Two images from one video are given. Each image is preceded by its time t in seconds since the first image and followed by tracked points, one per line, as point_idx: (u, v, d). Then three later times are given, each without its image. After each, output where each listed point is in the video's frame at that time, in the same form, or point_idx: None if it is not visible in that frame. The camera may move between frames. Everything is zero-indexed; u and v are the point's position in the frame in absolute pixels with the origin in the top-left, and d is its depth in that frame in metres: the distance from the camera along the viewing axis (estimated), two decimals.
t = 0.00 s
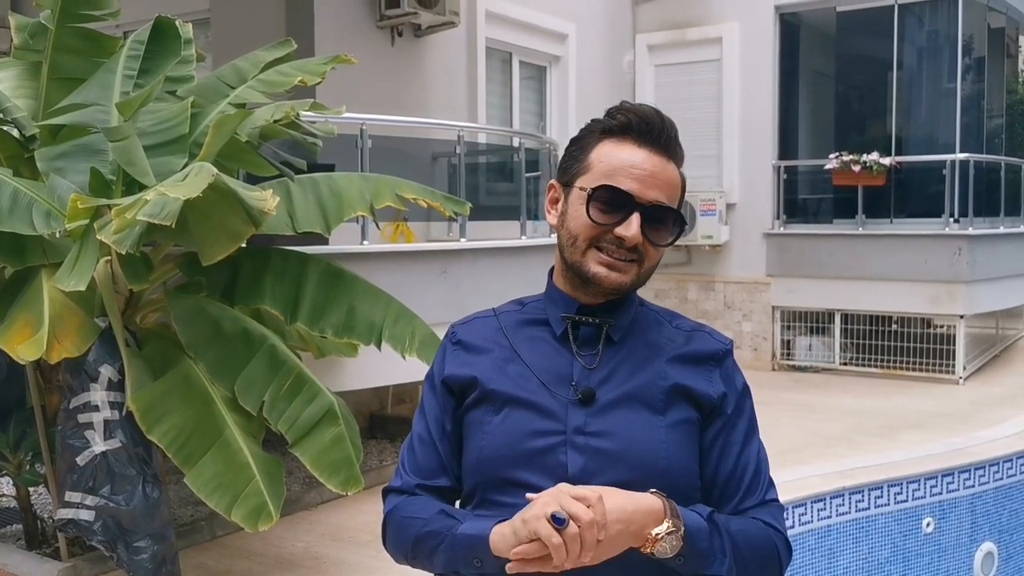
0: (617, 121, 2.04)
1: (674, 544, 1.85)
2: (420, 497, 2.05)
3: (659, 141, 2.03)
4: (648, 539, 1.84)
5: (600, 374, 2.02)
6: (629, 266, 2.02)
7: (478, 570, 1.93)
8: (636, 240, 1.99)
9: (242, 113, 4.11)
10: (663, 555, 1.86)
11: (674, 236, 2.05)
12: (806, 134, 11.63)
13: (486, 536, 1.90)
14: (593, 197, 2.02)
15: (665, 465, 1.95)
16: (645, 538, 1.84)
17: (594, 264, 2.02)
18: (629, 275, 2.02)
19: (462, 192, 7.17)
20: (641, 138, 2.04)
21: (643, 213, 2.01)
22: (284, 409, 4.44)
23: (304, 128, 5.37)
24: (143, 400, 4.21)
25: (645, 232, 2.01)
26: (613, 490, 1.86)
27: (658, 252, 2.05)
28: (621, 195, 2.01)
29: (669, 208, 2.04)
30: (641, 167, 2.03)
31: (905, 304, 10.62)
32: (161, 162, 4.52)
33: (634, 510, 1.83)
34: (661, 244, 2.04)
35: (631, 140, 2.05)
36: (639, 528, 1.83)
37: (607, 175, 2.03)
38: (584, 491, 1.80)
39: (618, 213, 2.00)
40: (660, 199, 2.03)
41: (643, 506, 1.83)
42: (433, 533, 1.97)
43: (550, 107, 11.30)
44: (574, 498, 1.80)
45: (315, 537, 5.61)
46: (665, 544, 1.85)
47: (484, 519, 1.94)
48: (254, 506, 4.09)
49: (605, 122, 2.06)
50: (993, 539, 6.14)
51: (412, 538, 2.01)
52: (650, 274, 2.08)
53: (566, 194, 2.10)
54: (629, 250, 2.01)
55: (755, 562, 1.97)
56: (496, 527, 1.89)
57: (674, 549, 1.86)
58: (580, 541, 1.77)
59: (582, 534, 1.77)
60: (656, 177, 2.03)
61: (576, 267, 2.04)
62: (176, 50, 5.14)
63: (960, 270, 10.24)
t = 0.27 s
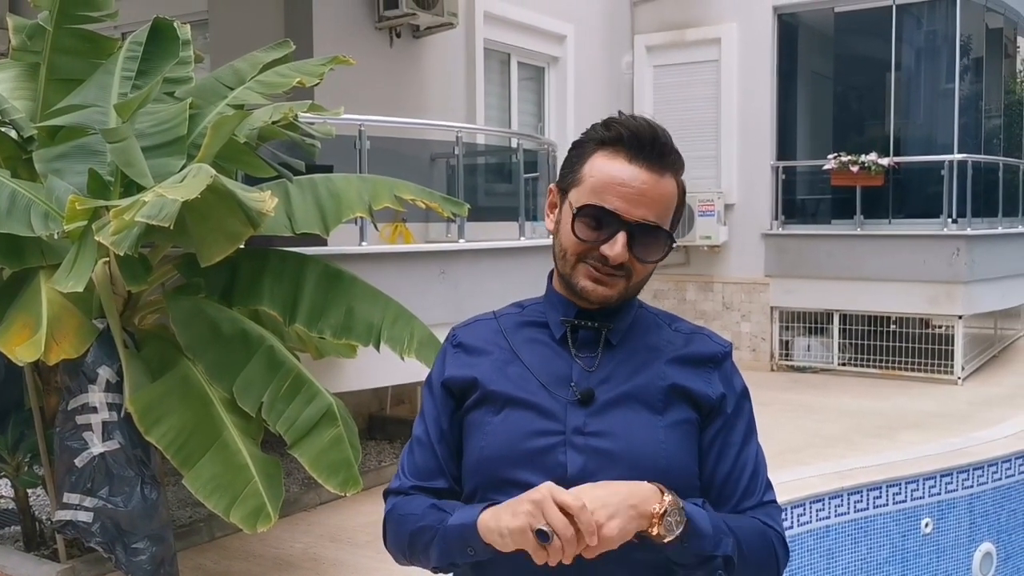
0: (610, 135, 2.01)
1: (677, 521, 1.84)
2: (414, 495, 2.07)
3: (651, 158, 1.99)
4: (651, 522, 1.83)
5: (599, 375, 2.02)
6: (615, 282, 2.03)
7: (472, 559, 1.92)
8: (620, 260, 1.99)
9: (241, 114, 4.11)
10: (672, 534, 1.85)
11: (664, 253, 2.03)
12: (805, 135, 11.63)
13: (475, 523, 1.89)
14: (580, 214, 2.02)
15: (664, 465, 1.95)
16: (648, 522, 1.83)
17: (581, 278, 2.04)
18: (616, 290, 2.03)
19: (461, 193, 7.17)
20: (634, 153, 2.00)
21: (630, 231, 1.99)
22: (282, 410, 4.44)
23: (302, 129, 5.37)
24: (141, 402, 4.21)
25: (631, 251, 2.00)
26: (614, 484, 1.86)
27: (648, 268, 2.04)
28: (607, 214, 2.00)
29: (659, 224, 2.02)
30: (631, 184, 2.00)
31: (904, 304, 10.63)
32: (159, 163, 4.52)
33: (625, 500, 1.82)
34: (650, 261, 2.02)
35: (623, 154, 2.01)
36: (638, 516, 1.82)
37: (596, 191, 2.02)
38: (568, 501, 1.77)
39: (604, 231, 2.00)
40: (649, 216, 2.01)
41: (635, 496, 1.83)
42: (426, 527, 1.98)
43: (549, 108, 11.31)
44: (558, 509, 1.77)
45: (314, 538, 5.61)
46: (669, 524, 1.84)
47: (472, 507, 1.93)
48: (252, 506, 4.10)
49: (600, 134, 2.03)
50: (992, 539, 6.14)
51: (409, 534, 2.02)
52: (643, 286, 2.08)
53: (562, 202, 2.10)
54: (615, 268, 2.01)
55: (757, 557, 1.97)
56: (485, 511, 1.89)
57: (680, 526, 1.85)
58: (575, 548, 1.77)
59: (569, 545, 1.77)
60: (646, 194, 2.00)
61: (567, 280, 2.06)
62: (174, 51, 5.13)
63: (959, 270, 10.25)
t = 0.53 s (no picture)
0: (605, 121, 2.05)
1: (677, 512, 1.83)
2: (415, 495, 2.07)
3: (646, 138, 2.02)
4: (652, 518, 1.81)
5: (599, 376, 2.02)
6: (617, 263, 2.01)
7: (482, 555, 1.93)
8: (621, 236, 1.99)
9: (240, 114, 4.11)
10: (676, 526, 1.82)
11: (663, 234, 2.03)
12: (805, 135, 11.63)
13: (480, 521, 1.88)
14: (578, 197, 2.03)
15: (663, 467, 1.94)
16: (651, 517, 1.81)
17: (582, 262, 2.02)
18: (617, 273, 2.01)
19: (461, 193, 7.18)
20: (630, 135, 2.03)
21: (629, 210, 2.01)
22: (282, 410, 4.44)
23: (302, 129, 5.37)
24: (140, 401, 4.21)
25: (632, 229, 2.01)
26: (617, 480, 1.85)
27: (649, 249, 2.03)
28: (606, 193, 2.02)
29: (658, 204, 2.03)
30: (628, 164, 2.03)
31: (904, 304, 10.63)
32: (159, 163, 4.53)
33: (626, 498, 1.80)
34: (650, 241, 2.02)
35: (619, 139, 2.04)
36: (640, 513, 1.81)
37: (594, 174, 2.04)
38: (565, 498, 1.75)
39: (603, 210, 2.01)
40: (648, 195, 2.02)
41: (634, 495, 1.81)
42: (431, 527, 1.98)
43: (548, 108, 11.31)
44: (558, 508, 1.75)
45: (314, 538, 5.61)
46: (671, 516, 1.82)
47: (478, 503, 1.92)
48: (252, 507, 4.10)
49: (594, 122, 2.07)
50: (992, 539, 6.14)
51: (412, 533, 2.02)
52: (644, 271, 2.07)
53: (559, 194, 2.11)
54: (616, 248, 2.01)
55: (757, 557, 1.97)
56: (491, 507, 1.88)
57: (681, 517, 1.83)
58: (581, 544, 1.74)
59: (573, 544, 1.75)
60: (644, 173, 2.03)
61: (565, 267, 2.05)
62: (174, 51, 5.12)
63: (959, 271, 10.26)
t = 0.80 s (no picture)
0: (599, 131, 2.00)
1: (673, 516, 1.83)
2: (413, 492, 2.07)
3: (641, 149, 1.98)
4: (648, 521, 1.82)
5: (595, 376, 2.02)
6: (611, 278, 2.02)
7: (482, 553, 1.93)
8: (615, 253, 1.98)
9: (240, 113, 4.11)
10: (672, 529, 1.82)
11: (659, 245, 2.01)
12: (805, 134, 11.63)
13: (482, 520, 1.89)
14: (571, 211, 2.01)
15: (659, 468, 1.95)
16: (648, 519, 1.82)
17: (577, 276, 2.03)
18: (612, 287, 2.03)
19: (461, 192, 7.18)
20: (624, 146, 1.99)
21: (622, 224, 1.99)
22: (282, 409, 4.45)
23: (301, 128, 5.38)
24: (140, 400, 4.21)
25: (626, 244, 1.99)
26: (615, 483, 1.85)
27: (645, 261, 2.02)
28: (598, 208, 2.00)
29: (653, 216, 2.01)
30: (622, 176, 2.00)
31: (904, 303, 10.63)
32: (158, 162, 4.53)
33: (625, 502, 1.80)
34: (645, 253, 2.01)
35: (614, 148, 2.00)
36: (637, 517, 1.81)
37: (588, 187, 2.01)
38: (563, 499, 1.75)
39: (596, 226, 1.99)
40: (642, 208, 2.00)
41: (631, 499, 1.81)
42: (431, 527, 1.98)
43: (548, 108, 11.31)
44: (557, 509, 1.75)
45: (313, 537, 5.62)
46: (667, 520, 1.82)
47: (479, 502, 1.93)
48: (251, 506, 4.11)
49: (589, 130, 2.02)
50: (992, 538, 6.14)
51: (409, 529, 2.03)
52: (641, 281, 2.07)
53: (554, 201, 2.10)
54: (610, 263, 2.01)
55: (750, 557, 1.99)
56: (493, 506, 1.88)
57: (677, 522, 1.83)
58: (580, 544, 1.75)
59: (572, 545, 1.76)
60: (637, 185, 1.99)
61: (561, 278, 2.06)
62: (174, 50, 5.11)
63: (959, 269, 10.26)
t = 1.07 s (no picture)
0: (597, 132, 2.00)
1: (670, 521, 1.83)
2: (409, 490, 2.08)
3: (640, 150, 1.98)
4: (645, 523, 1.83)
5: (592, 377, 2.02)
6: (609, 279, 2.02)
7: (482, 559, 1.93)
8: (613, 255, 1.98)
9: (240, 113, 4.11)
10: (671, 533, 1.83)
11: (657, 245, 2.01)
12: (804, 134, 11.63)
13: (482, 527, 1.89)
14: (569, 212, 2.01)
15: (655, 470, 1.95)
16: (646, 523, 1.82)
17: (575, 278, 2.03)
18: (609, 289, 2.02)
19: (460, 192, 7.18)
20: (623, 147, 1.99)
21: (621, 225, 1.98)
22: (281, 409, 4.45)
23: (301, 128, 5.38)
24: (140, 400, 4.21)
25: (624, 245, 1.99)
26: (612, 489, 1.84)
27: (642, 263, 2.02)
28: (596, 211, 1.99)
29: (651, 218, 2.01)
30: (621, 177, 1.99)
31: (904, 303, 10.63)
32: (158, 162, 4.53)
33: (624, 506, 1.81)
34: (643, 255, 2.00)
35: (612, 149, 2.00)
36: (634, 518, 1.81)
37: (586, 188, 2.01)
38: (563, 508, 1.74)
39: (594, 228, 1.99)
40: (641, 209, 2.00)
41: (629, 503, 1.81)
42: (429, 531, 1.98)
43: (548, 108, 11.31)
44: (557, 518, 1.75)
45: (313, 537, 5.61)
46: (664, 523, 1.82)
47: (479, 508, 1.93)
48: (251, 506, 4.10)
49: (587, 130, 2.02)
50: (991, 538, 6.14)
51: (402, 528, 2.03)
52: (638, 282, 2.07)
53: (552, 203, 2.09)
54: (608, 265, 2.00)
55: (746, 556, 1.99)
56: (493, 513, 1.88)
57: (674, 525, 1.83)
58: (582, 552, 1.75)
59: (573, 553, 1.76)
60: (636, 186, 1.99)
61: (559, 280, 2.05)
62: (173, 50, 5.11)
63: (958, 269, 10.26)
